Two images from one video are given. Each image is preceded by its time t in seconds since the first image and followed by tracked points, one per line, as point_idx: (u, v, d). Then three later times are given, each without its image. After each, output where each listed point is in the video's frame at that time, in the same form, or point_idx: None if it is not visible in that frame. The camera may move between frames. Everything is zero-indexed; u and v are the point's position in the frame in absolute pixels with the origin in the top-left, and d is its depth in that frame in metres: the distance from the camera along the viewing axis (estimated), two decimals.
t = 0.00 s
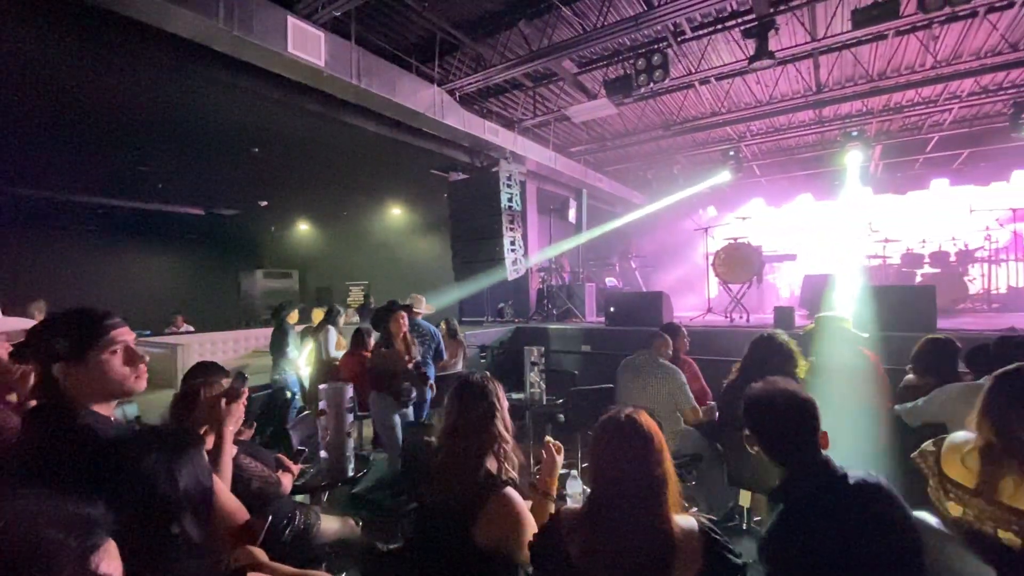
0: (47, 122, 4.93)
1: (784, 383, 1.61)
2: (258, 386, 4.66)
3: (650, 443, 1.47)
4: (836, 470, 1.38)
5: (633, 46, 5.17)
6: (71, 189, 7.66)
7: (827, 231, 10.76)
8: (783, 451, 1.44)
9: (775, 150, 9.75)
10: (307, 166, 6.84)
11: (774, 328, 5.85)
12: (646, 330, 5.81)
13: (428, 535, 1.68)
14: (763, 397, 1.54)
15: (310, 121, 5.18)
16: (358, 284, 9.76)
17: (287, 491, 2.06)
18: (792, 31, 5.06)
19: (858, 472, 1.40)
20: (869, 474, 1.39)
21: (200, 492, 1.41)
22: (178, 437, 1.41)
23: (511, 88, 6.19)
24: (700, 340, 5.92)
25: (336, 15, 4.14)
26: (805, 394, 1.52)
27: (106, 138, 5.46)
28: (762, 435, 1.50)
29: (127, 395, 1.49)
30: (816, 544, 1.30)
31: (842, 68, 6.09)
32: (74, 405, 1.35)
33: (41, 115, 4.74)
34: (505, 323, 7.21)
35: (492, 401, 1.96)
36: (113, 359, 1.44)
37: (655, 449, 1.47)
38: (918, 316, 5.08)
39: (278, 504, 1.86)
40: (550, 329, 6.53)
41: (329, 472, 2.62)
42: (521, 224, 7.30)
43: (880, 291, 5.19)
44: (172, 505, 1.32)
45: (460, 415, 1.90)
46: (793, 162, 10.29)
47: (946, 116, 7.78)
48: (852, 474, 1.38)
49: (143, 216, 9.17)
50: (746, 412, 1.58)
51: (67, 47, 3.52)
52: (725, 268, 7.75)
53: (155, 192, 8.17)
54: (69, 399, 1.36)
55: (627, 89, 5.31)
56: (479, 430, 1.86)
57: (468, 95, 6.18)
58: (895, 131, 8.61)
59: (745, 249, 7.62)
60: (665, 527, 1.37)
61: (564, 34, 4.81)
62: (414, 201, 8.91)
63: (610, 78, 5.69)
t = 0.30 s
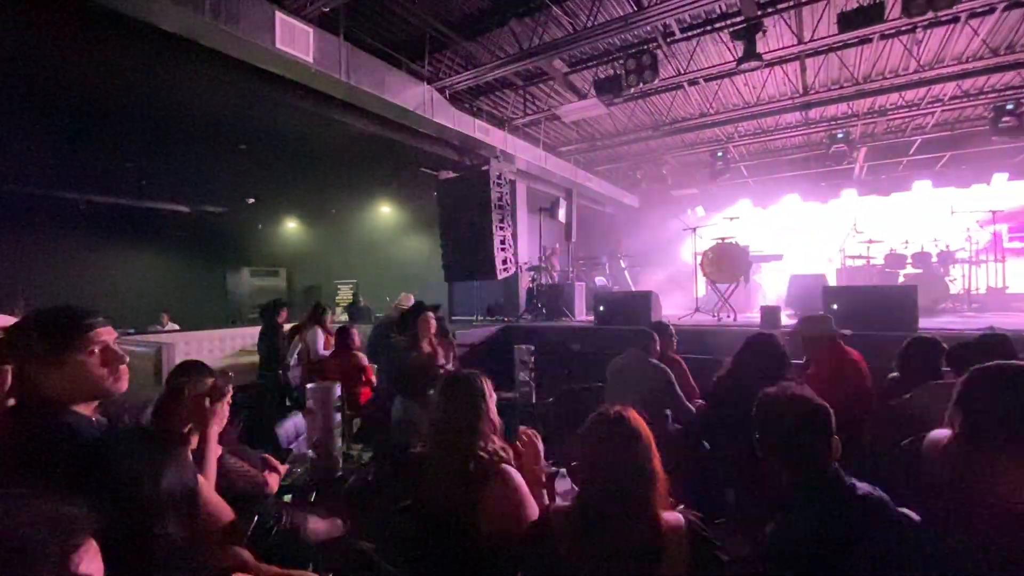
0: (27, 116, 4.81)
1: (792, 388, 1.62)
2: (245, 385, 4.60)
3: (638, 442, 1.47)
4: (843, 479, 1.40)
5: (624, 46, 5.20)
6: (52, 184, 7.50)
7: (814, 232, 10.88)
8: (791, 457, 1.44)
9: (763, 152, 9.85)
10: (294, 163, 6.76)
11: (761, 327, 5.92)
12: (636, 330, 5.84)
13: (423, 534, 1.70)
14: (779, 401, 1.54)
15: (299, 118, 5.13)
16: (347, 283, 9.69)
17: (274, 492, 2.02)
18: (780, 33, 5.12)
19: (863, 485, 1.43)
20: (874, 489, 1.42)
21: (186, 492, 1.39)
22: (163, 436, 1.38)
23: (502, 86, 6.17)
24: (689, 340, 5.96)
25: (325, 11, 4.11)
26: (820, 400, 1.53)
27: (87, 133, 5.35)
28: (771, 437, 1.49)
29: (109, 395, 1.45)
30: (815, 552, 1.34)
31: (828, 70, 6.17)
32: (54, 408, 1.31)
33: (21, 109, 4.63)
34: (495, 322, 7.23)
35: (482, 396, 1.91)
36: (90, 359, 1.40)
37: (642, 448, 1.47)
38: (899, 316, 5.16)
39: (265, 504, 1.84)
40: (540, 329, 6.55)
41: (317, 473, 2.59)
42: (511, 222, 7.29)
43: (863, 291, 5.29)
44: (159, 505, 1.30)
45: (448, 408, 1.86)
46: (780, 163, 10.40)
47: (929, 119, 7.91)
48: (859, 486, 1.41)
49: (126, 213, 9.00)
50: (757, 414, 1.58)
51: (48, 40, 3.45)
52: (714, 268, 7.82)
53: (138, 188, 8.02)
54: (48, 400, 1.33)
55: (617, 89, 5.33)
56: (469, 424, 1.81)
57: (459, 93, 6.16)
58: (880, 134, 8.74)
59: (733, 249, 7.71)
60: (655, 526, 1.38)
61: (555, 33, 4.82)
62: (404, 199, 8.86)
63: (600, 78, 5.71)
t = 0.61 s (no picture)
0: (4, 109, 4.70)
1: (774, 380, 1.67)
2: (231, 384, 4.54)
3: (627, 438, 1.48)
4: (821, 463, 1.44)
5: (613, 46, 5.22)
6: (31, 179, 7.33)
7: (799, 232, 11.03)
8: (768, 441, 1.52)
9: (750, 153, 9.95)
10: (281, 159, 6.69)
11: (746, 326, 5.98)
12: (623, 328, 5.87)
13: (411, 531, 1.70)
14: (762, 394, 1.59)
15: (287, 113, 5.08)
16: (334, 281, 9.61)
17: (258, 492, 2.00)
18: (767, 35, 5.18)
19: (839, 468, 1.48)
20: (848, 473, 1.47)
21: (169, 493, 1.37)
22: (146, 436, 1.36)
23: (492, 84, 6.16)
24: (677, 338, 6.02)
25: (313, 6, 4.06)
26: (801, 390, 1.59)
27: (67, 127, 5.23)
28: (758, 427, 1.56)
29: (91, 395, 1.43)
30: (796, 534, 1.37)
31: (813, 73, 6.26)
32: (34, 409, 1.30)
33: None
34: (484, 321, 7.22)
35: (473, 393, 1.91)
36: (71, 359, 1.38)
37: (631, 443, 1.48)
38: (882, 316, 5.24)
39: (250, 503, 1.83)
40: (529, 327, 6.55)
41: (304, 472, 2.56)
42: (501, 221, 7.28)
43: (847, 291, 5.38)
44: (141, 507, 1.28)
45: (437, 404, 1.85)
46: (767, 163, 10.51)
47: (911, 122, 8.06)
48: (836, 469, 1.46)
49: (107, 209, 8.83)
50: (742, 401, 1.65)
51: (27, 32, 3.37)
52: (701, 267, 7.89)
53: (120, 183, 7.86)
54: (28, 401, 1.32)
55: (607, 88, 5.35)
56: (458, 421, 1.81)
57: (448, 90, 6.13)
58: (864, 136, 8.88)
59: (720, 249, 7.79)
60: (644, 521, 1.39)
61: (545, 32, 4.82)
62: (392, 196, 8.81)
63: (590, 77, 5.72)
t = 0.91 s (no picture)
0: None
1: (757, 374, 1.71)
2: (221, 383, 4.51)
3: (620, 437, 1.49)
4: (799, 449, 1.49)
5: (607, 46, 5.23)
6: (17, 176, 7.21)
7: (789, 232, 11.13)
8: (761, 437, 1.55)
9: (742, 154, 10.01)
10: (272, 156, 6.63)
11: (737, 326, 6.02)
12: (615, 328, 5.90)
13: (403, 530, 1.70)
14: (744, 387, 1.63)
15: (278, 111, 5.04)
16: (326, 280, 9.55)
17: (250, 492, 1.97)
18: (759, 37, 5.21)
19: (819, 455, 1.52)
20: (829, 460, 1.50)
21: (157, 494, 1.33)
22: (135, 435, 1.33)
23: (486, 83, 6.16)
24: (668, 338, 6.06)
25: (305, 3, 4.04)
26: (779, 382, 1.63)
27: (53, 123, 5.15)
28: (747, 422, 1.59)
29: (78, 396, 1.42)
30: (784, 525, 1.39)
31: (805, 75, 6.31)
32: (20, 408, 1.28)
33: None
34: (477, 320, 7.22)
35: (466, 393, 1.90)
36: (60, 358, 1.37)
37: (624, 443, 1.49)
38: (870, 317, 5.30)
39: (241, 504, 1.82)
40: (521, 326, 6.56)
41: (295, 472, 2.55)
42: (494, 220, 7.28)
43: (834, 291, 5.45)
44: (128, 508, 1.24)
45: (431, 404, 1.84)
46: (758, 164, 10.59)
47: (900, 125, 8.16)
48: (816, 455, 1.50)
49: (95, 206, 8.71)
50: (728, 397, 1.69)
51: (12, 26, 3.31)
52: (692, 267, 7.94)
53: (108, 180, 7.76)
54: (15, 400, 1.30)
55: (600, 89, 5.36)
56: (451, 422, 1.80)
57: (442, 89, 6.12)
58: (854, 138, 8.97)
59: (711, 249, 7.84)
60: (635, 521, 1.39)
61: (539, 31, 4.82)
62: (385, 195, 8.77)
63: (583, 77, 5.73)
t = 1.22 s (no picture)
0: None
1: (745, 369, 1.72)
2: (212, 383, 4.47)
3: (616, 438, 1.49)
4: (786, 440, 1.51)
5: (602, 46, 5.24)
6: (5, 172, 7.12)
7: (782, 233, 11.21)
8: (748, 436, 1.54)
9: (736, 155, 10.05)
10: (265, 154, 6.59)
11: (730, 326, 6.05)
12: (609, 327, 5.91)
13: (400, 529, 1.70)
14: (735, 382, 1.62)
15: (272, 108, 5.00)
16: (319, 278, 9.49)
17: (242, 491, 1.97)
18: (753, 39, 5.24)
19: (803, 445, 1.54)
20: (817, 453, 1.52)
21: (148, 495, 1.33)
22: (125, 437, 1.32)
23: (481, 82, 6.15)
24: (662, 337, 6.08)
25: None
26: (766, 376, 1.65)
27: (42, 119, 5.09)
28: (738, 421, 1.59)
29: (73, 392, 1.39)
30: (776, 520, 1.41)
31: (798, 77, 6.35)
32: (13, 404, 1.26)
33: None
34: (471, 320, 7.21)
35: (464, 391, 1.89)
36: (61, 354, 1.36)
37: (620, 443, 1.49)
38: (862, 317, 5.35)
39: (233, 504, 1.81)
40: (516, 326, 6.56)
41: (289, 472, 2.54)
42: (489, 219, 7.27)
43: (827, 292, 5.49)
44: (119, 510, 1.24)
45: (428, 401, 1.83)
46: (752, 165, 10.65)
47: (892, 127, 8.23)
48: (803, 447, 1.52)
49: (85, 203, 8.62)
50: (713, 391, 1.70)
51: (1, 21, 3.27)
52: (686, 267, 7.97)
53: (99, 177, 7.68)
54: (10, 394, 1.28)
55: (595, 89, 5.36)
56: (449, 420, 1.78)
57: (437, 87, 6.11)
58: (846, 140, 9.05)
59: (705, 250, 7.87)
60: (632, 523, 1.39)
61: (534, 30, 4.81)
62: (379, 194, 8.74)
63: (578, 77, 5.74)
